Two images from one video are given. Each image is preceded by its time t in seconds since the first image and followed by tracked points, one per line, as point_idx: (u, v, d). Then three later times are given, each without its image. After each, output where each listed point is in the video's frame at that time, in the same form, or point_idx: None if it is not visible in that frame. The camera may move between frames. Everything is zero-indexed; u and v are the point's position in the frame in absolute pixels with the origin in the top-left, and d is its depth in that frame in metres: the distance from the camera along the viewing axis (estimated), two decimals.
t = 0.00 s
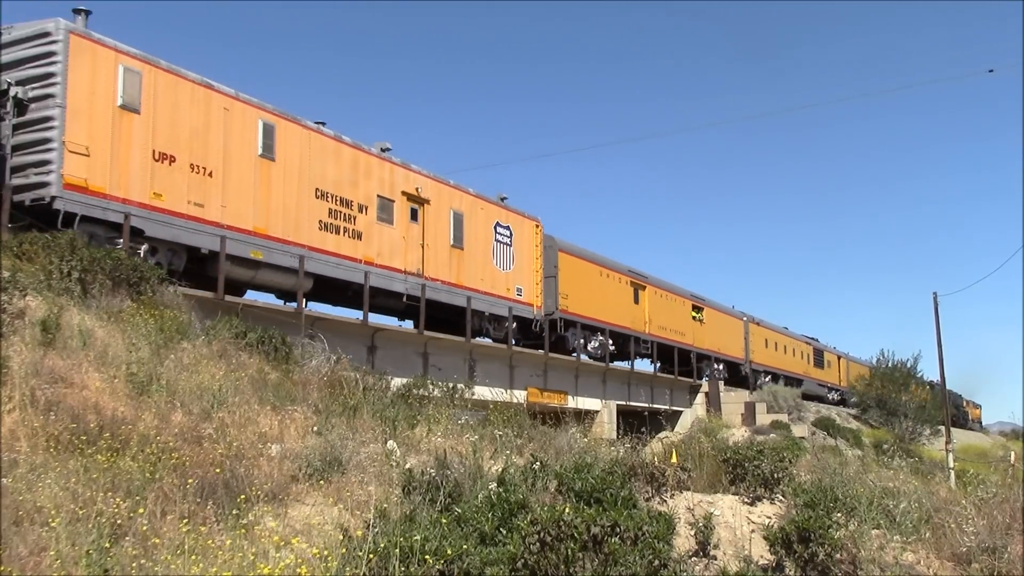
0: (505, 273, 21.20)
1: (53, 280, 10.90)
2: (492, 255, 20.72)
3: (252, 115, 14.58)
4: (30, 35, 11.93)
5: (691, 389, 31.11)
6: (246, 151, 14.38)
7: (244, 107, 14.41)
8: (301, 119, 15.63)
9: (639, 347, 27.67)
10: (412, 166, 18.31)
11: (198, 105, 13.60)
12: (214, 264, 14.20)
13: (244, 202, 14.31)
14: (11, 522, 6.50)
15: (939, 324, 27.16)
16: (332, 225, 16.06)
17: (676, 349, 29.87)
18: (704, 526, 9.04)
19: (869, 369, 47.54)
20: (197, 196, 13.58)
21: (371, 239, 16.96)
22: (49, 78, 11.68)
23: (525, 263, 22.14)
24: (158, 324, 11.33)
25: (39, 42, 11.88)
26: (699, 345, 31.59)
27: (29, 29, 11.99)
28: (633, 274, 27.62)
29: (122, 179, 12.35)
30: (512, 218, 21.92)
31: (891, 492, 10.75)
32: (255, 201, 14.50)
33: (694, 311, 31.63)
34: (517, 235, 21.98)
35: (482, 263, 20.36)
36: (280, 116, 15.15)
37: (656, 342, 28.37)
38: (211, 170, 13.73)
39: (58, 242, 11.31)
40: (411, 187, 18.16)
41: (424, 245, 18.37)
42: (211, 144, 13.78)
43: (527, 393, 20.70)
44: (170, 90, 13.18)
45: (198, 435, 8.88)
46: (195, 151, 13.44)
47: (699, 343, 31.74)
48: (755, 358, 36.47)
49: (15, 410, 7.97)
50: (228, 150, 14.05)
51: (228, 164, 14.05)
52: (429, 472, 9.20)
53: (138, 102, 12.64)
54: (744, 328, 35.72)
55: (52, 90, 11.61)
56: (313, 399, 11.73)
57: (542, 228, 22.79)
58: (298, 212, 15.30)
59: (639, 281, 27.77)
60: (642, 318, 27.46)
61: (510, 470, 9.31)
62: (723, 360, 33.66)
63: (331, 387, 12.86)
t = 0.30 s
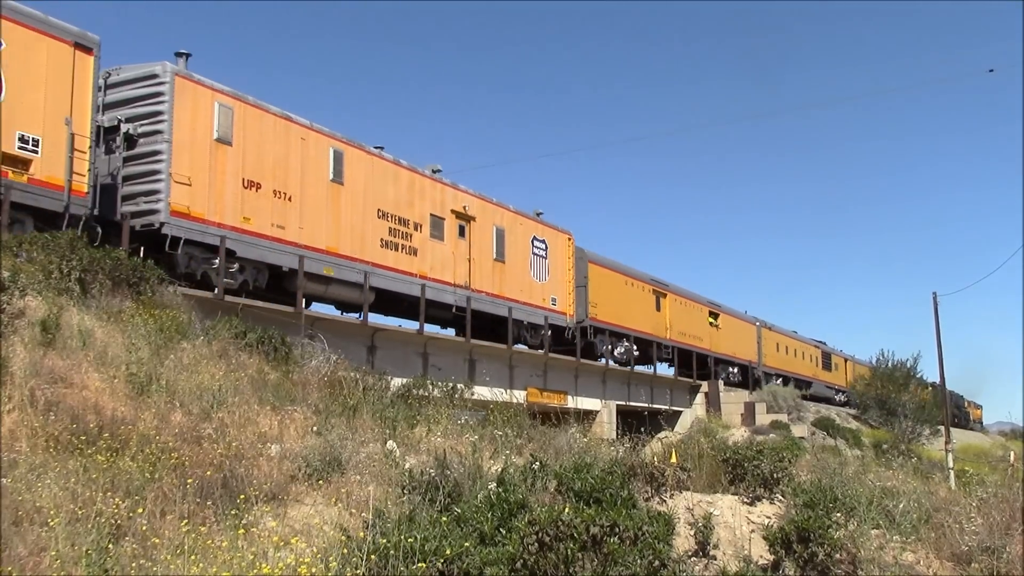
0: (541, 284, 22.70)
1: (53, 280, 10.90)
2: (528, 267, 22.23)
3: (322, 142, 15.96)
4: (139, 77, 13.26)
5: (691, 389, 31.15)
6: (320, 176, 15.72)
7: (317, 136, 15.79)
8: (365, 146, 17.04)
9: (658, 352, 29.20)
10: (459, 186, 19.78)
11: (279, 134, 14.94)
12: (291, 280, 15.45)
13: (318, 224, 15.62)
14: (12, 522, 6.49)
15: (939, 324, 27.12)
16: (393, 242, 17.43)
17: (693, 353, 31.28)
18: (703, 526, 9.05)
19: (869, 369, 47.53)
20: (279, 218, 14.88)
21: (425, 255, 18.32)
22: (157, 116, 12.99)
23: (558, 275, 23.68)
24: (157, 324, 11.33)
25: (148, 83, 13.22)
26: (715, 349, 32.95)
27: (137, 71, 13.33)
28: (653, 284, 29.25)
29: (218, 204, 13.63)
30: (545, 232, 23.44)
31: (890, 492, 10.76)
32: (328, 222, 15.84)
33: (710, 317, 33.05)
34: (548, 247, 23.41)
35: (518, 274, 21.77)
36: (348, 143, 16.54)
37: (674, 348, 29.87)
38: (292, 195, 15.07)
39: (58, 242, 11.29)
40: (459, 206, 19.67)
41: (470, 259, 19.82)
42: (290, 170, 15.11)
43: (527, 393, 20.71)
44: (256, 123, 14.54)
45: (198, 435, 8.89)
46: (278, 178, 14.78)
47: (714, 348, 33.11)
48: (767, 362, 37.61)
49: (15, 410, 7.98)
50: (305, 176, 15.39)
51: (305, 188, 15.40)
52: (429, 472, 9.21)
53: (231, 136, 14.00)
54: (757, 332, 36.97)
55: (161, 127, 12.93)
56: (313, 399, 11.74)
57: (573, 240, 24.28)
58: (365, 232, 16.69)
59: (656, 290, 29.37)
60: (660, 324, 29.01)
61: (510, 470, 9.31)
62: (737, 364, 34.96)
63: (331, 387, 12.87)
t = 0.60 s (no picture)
0: (573, 294, 24.28)
1: (52, 280, 10.90)
2: (561, 279, 23.84)
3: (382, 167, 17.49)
4: (227, 112, 14.76)
5: (691, 389, 31.18)
6: (381, 198, 17.23)
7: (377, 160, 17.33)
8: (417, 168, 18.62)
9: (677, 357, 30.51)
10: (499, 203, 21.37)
11: (345, 160, 16.47)
12: (356, 294, 16.89)
13: (379, 242, 17.10)
14: (12, 522, 6.46)
15: (939, 325, 27.07)
16: (443, 257, 18.95)
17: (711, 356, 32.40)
18: (704, 526, 9.04)
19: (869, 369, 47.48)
20: (347, 238, 16.34)
21: (471, 268, 19.84)
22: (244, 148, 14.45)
23: (589, 285, 25.30)
24: (158, 324, 11.33)
25: (234, 118, 14.70)
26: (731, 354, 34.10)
27: (224, 108, 14.83)
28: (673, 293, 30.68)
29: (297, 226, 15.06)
30: (576, 244, 25.03)
31: (890, 492, 10.76)
32: (387, 240, 17.33)
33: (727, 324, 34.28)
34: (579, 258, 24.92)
35: (551, 284, 23.29)
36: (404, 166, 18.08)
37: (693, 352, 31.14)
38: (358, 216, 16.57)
39: (58, 242, 11.23)
40: (500, 223, 21.28)
41: (510, 272, 21.38)
42: (356, 194, 16.63)
43: (527, 393, 20.70)
44: (326, 151, 16.06)
45: (198, 435, 8.89)
46: (346, 201, 16.27)
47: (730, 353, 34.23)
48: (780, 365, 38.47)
49: (15, 410, 7.97)
50: (369, 199, 16.90)
51: (368, 210, 16.90)
52: (429, 472, 9.21)
53: (306, 163, 15.51)
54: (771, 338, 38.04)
55: (249, 157, 14.41)
56: (313, 399, 11.73)
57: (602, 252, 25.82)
58: (420, 248, 18.20)
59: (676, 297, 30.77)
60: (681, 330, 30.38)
61: (510, 470, 9.31)
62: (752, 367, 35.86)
63: (331, 387, 12.87)
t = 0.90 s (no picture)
0: (602, 302, 25.78)
1: (53, 280, 10.91)
2: (592, 288, 25.34)
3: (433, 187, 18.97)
4: (300, 140, 16.18)
5: (691, 389, 31.21)
6: (434, 217, 18.69)
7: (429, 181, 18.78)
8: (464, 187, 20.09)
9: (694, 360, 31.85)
10: (535, 218, 22.84)
11: (403, 182, 17.91)
12: (412, 306, 18.36)
13: (432, 257, 18.53)
14: (12, 522, 6.53)
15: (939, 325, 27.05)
16: (487, 271, 20.37)
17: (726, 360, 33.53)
18: (704, 526, 9.04)
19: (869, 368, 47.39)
20: (404, 254, 17.75)
21: (512, 280, 21.30)
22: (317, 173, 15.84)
23: (617, 294, 26.83)
24: (158, 324, 11.33)
25: (306, 146, 16.12)
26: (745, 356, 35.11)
27: (298, 136, 16.25)
28: (692, 299, 31.91)
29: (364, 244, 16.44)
30: (604, 255, 26.53)
31: (891, 492, 10.76)
32: (439, 255, 18.76)
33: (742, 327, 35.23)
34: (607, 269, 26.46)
35: (582, 293, 24.76)
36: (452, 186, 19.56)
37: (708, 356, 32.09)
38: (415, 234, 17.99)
39: (58, 242, 11.25)
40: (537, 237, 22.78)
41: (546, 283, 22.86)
42: (413, 214, 18.06)
43: (527, 393, 20.69)
44: (386, 174, 17.48)
45: (198, 435, 8.89)
46: (404, 221, 17.68)
47: (745, 355, 35.29)
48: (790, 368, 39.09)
49: (15, 410, 7.96)
50: (424, 218, 18.34)
51: (423, 227, 18.33)
52: (429, 472, 9.21)
53: (371, 187, 16.93)
54: (783, 341, 38.90)
55: (321, 183, 15.80)
56: (313, 399, 11.74)
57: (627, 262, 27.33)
58: (467, 262, 19.65)
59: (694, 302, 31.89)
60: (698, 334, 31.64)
61: (510, 470, 9.31)
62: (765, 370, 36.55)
63: (331, 387, 12.86)
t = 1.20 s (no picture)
0: (626, 309, 27.48)
1: (53, 279, 10.91)
2: (617, 297, 27.08)
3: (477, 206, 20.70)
4: (362, 164, 17.87)
5: (691, 389, 31.20)
6: (478, 232, 20.39)
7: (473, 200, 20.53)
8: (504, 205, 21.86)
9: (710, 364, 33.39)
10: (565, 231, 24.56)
11: (451, 201, 19.65)
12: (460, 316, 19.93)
13: (478, 270, 20.18)
14: (12, 522, 6.53)
15: (939, 324, 27.05)
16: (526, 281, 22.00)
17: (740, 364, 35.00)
18: (703, 526, 9.04)
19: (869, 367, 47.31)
20: (454, 268, 19.39)
21: (547, 290, 22.98)
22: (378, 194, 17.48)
23: (640, 302, 28.60)
24: (158, 324, 11.33)
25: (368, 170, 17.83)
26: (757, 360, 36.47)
27: (359, 161, 17.98)
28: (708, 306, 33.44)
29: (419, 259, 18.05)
30: (627, 265, 28.29)
31: (891, 492, 10.76)
32: (484, 268, 20.42)
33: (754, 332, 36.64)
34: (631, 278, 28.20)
35: (609, 302, 26.48)
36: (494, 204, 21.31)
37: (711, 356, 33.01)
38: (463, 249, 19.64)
39: (58, 242, 11.25)
40: (567, 249, 24.54)
41: (577, 292, 24.60)
42: (461, 230, 19.76)
43: (527, 393, 20.68)
44: (438, 194, 19.17)
45: (198, 435, 8.89)
46: (454, 237, 19.38)
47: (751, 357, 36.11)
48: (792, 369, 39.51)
49: (15, 410, 7.96)
50: (470, 234, 20.06)
51: (470, 243, 20.03)
52: (429, 472, 9.21)
53: (425, 207, 18.59)
54: (792, 345, 40.26)
55: (382, 204, 17.41)
56: (313, 399, 11.74)
57: (650, 271, 29.05)
58: (507, 273, 21.27)
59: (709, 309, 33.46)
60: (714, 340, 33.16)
61: (510, 470, 9.31)
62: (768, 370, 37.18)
63: (331, 387, 12.86)
